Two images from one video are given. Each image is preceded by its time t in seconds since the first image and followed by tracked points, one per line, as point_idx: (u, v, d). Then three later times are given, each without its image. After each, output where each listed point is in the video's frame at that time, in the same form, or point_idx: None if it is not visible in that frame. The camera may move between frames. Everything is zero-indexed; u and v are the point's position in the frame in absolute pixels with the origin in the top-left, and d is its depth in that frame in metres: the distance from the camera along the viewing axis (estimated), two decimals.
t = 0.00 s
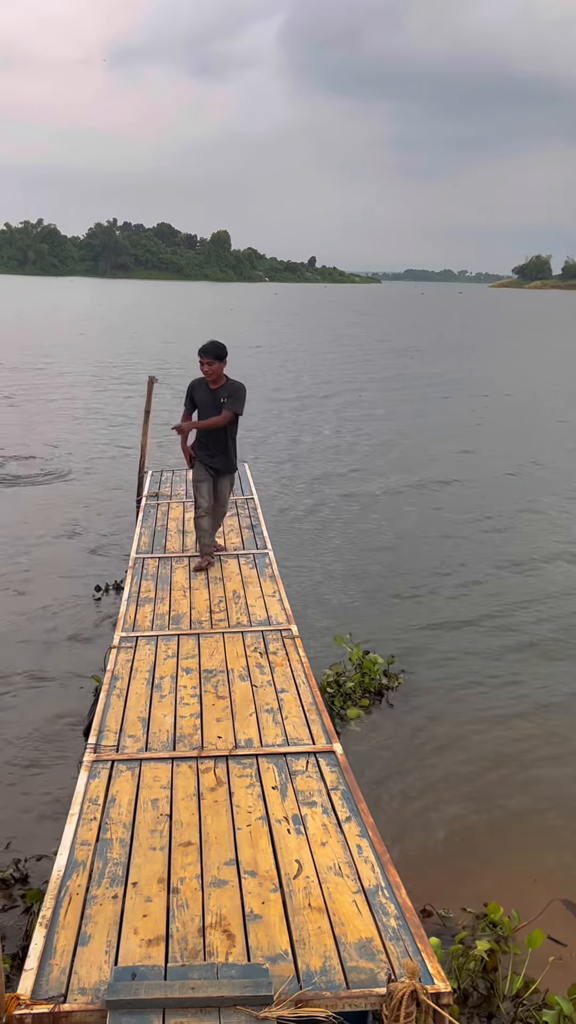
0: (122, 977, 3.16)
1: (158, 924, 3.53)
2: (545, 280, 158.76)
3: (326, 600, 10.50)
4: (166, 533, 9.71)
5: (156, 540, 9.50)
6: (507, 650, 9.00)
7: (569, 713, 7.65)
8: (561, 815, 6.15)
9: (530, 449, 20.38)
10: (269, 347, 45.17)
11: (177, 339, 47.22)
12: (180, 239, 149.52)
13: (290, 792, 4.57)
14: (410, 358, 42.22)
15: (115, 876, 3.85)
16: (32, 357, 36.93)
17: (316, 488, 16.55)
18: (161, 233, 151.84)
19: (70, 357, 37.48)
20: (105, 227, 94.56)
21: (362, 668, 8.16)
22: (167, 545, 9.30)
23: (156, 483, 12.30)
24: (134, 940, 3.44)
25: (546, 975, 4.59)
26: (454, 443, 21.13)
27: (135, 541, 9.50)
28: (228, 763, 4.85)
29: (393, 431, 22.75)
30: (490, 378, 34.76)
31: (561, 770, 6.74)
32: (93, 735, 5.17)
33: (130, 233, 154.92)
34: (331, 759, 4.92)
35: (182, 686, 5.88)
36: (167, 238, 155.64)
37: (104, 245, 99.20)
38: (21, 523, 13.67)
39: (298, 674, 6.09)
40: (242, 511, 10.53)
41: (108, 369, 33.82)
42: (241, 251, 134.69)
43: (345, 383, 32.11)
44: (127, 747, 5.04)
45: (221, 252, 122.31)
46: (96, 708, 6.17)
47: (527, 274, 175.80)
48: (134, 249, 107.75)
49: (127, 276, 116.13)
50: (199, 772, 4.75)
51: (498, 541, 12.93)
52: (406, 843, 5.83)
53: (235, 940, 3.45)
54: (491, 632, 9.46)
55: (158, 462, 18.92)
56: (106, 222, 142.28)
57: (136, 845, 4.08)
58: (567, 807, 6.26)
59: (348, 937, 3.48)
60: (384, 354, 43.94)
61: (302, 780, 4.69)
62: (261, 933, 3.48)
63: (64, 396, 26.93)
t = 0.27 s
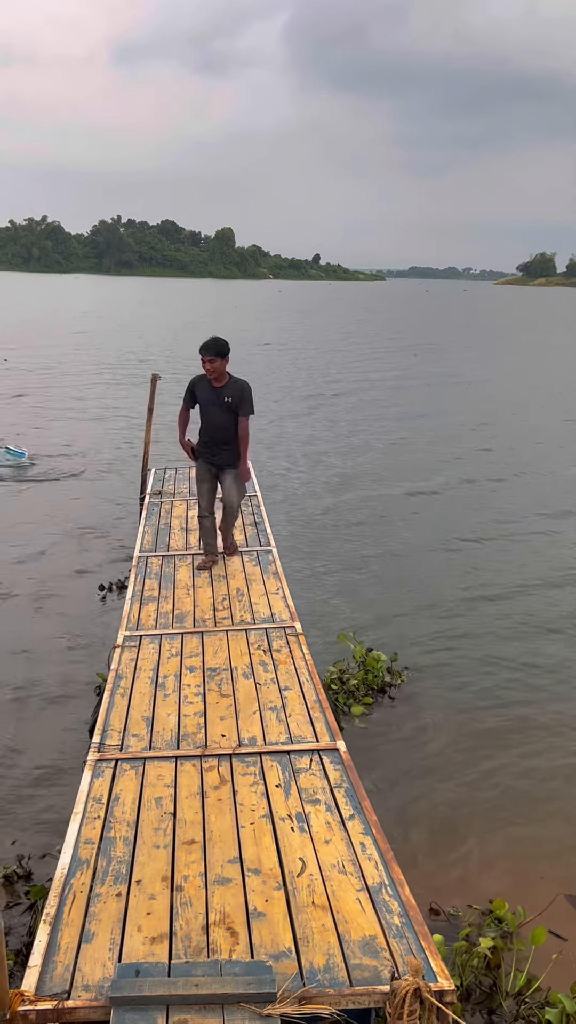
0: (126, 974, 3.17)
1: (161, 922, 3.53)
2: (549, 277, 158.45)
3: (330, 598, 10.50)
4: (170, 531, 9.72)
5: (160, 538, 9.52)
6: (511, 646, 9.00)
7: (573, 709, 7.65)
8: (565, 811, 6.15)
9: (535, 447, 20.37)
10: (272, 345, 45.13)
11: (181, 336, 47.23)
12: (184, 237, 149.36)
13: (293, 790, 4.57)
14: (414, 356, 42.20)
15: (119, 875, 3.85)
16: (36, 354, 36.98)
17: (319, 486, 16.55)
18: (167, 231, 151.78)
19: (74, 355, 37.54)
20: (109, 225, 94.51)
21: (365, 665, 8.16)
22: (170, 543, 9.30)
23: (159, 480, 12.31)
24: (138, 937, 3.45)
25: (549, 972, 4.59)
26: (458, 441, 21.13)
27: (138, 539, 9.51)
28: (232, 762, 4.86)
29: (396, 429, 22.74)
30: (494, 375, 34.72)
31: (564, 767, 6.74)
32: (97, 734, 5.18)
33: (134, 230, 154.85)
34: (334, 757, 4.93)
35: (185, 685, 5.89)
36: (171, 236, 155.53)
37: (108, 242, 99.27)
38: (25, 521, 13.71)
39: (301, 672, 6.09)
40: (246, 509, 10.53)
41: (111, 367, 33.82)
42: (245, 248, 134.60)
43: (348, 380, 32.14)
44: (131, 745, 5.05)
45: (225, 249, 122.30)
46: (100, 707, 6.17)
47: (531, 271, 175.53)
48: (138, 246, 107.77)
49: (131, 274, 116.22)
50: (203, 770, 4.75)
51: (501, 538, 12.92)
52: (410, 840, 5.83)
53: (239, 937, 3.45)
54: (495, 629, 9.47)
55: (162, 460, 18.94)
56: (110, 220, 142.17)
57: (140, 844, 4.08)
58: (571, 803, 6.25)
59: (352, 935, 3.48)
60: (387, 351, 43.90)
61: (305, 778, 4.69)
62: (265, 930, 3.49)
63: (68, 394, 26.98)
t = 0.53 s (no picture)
0: (128, 970, 3.16)
1: (163, 919, 3.53)
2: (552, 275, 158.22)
3: (332, 595, 10.51)
4: (172, 529, 9.71)
5: (163, 535, 9.52)
6: (513, 644, 9.00)
7: None
8: (567, 810, 6.15)
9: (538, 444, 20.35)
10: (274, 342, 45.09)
11: (185, 334, 47.23)
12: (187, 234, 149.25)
13: (296, 787, 4.57)
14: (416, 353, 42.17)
15: (121, 871, 3.85)
16: (39, 352, 37.02)
17: (321, 483, 16.54)
18: (170, 229, 151.78)
19: (78, 352, 37.57)
20: (112, 222, 94.38)
21: (368, 662, 8.17)
22: (173, 540, 9.30)
23: (162, 478, 12.30)
24: (140, 933, 3.45)
25: (553, 969, 4.59)
26: (460, 439, 21.12)
27: (142, 536, 9.51)
28: (234, 758, 4.85)
29: (398, 427, 22.73)
30: (496, 373, 34.70)
31: (567, 764, 6.74)
32: (99, 731, 5.17)
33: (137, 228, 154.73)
34: (336, 754, 4.92)
35: (188, 682, 5.89)
36: (174, 233, 155.43)
37: (112, 240, 99.29)
38: (29, 519, 13.73)
39: (303, 669, 6.09)
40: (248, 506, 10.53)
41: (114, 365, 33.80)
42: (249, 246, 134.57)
43: (351, 378, 32.13)
44: (133, 741, 5.05)
45: (229, 247, 122.22)
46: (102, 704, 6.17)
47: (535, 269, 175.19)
48: (141, 244, 107.79)
49: (134, 272, 116.22)
50: (205, 767, 4.75)
51: (504, 536, 12.91)
52: (413, 838, 5.83)
53: (241, 934, 3.45)
54: (497, 626, 9.47)
55: (165, 458, 18.94)
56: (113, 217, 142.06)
57: (142, 840, 4.08)
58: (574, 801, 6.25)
59: (354, 932, 3.47)
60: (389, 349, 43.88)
61: (308, 775, 4.69)
62: (267, 927, 3.49)
63: (72, 392, 26.99)
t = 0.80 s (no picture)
0: (131, 966, 3.17)
1: (165, 916, 3.53)
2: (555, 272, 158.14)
3: (334, 592, 10.52)
4: (174, 525, 9.72)
5: (165, 531, 9.52)
6: (515, 641, 9.00)
7: None
8: (568, 807, 6.16)
9: (541, 442, 20.33)
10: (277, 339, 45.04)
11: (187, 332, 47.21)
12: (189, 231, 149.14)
13: (298, 786, 4.57)
14: (419, 350, 42.10)
15: (123, 867, 3.86)
16: (41, 350, 37.04)
17: (323, 481, 16.53)
18: (173, 226, 151.69)
19: (80, 349, 37.58)
20: (114, 219, 94.29)
21: (370, 659, 8.17)
22: (175, 537, 9.30)
23: (164, 475, 12.30)
24: (142, 930, 3.45)
25: (556, 969, 4.60)
26: (462, 436, 21.11)
27: (144, 533, 9.52)
28: (236, 757, 4.86)
29: (400, 424, 22.72)
30: (499, 370, 34.65)
31: (569, 762, 6.75)
32: (101, 727, 5.18)
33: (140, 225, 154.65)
34: (338, 753, 4.93)
35: (190, 679, 5.89)
36: (177, 231, 155.31)
37: (114, 237, 99.23)
38: (31, 516, 13.74)
39: (305, 668, 6.09)
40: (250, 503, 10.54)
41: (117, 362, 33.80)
42: (252, 243, 134.49)
43: (354, 376, 32.09)
44: (135, 739, 5.06)
45: (231, 244, 122.14)
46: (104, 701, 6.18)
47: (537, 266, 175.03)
48: (144, 241, 107.72)
49: (137, 269, 116.19)
50: (207, 765, 4.76)
51: (506, 534, 12.91)
52: (415, 835, 5.84)
53: (243, 932, 3.45)
54: (498, 623, 9.47)
55: (167, 455, 18.94)
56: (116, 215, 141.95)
57: (144, 837, 4.09)
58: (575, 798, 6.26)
59: (356, 929, 3.48)
60: (392, 346, 43.87)
61: (309, 774, 4.69)
62: (269, 924, 3.49)
63: (74, 389, 27.01)
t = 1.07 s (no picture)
0: (132, 962, 3.17)
1: (166, 911, 3.53)
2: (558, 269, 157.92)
3: (336, 590, 10.50)
4: (177, 521, 9.71)
5: (167, 527, 9.52)
6: (517, 639, 8.99)
7: None
8: (571, 807, 6.15)
9: (543, 439, 20.30)
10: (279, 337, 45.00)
11: (189, 328, 47.18)
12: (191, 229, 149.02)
13: (299, 782, 4.57)
14: (422, 348, 42.05)
15: (125, 862, 3.86)
16: (44, 346, 37.04)
17: (326, 478, 16.51)
18: (175, 223, 151.64)
19: (82, 346, 37.58)
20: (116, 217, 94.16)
21: (372, 656, 8.16)
22: (177, 533, 9.29)
23: (167, 471, 12.28)
24: (144, 926, 3.45)
25: (559, 969, 4.59)
26: (464, 434, 21.09)
27: (146, 528, 9.51)
28: (238, 753, 4.85)
29: (403, 422, 22.69)
30: (501, 368, 34.61)
31: (572, 760, 6.74)
32: (103, 722, 5.18)
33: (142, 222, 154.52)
34: (340, 750, 4.93)
35: (192, 675, 5.88)
36: (180, 228, 155.17)
37: (116, 234, 99.20)
38: (33, 512, 13.74)
39: (307, 665, 6.09)
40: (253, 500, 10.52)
41: (119, 359, 33.76)
42: (254, 240, 134.41)
43: (357, 373, 32.05)
44: (136, 733, 5.06)
45: (233, 241, 122.08)
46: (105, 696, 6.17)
47: (540, 263, 174.81)
48: (146, 237, 107.67)
49: (139, 266, 116.19)
50: (209, 760, 4.75)
51: (508, 532, 12.89)
52: (416, 833, 5.83)
53: (244, 927, 3.45)
54: (500, 621, 9.46)
55: (169, 452, 18.92)
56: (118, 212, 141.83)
57: (145, 832, 4.09)
58: None
59: (357, 926, 3.48)
60: (395, 343, 43.83)
61: (311, 770, 4.69)
62: (271, 920, 3.49)
63: (76, 385, 27.02)
